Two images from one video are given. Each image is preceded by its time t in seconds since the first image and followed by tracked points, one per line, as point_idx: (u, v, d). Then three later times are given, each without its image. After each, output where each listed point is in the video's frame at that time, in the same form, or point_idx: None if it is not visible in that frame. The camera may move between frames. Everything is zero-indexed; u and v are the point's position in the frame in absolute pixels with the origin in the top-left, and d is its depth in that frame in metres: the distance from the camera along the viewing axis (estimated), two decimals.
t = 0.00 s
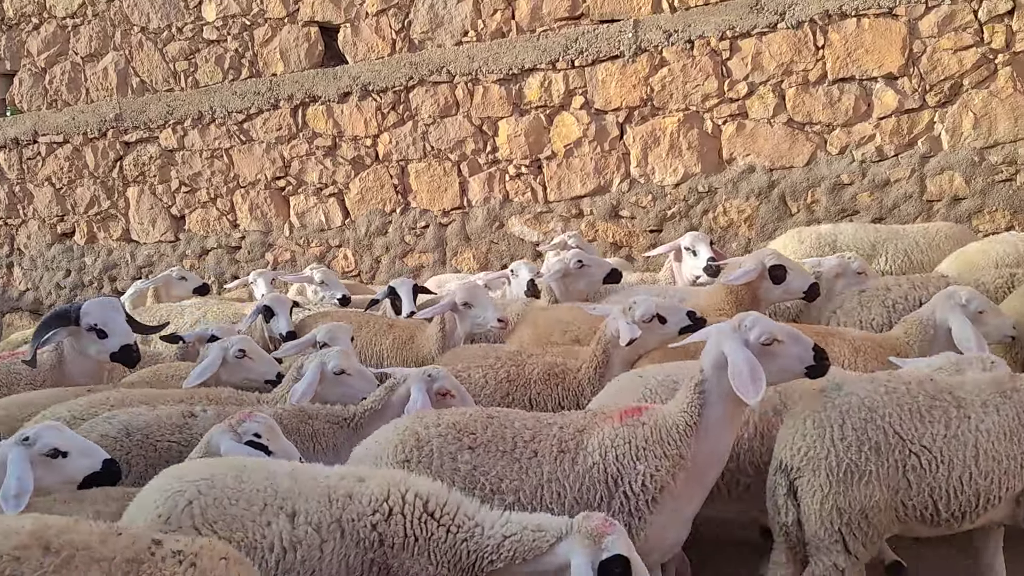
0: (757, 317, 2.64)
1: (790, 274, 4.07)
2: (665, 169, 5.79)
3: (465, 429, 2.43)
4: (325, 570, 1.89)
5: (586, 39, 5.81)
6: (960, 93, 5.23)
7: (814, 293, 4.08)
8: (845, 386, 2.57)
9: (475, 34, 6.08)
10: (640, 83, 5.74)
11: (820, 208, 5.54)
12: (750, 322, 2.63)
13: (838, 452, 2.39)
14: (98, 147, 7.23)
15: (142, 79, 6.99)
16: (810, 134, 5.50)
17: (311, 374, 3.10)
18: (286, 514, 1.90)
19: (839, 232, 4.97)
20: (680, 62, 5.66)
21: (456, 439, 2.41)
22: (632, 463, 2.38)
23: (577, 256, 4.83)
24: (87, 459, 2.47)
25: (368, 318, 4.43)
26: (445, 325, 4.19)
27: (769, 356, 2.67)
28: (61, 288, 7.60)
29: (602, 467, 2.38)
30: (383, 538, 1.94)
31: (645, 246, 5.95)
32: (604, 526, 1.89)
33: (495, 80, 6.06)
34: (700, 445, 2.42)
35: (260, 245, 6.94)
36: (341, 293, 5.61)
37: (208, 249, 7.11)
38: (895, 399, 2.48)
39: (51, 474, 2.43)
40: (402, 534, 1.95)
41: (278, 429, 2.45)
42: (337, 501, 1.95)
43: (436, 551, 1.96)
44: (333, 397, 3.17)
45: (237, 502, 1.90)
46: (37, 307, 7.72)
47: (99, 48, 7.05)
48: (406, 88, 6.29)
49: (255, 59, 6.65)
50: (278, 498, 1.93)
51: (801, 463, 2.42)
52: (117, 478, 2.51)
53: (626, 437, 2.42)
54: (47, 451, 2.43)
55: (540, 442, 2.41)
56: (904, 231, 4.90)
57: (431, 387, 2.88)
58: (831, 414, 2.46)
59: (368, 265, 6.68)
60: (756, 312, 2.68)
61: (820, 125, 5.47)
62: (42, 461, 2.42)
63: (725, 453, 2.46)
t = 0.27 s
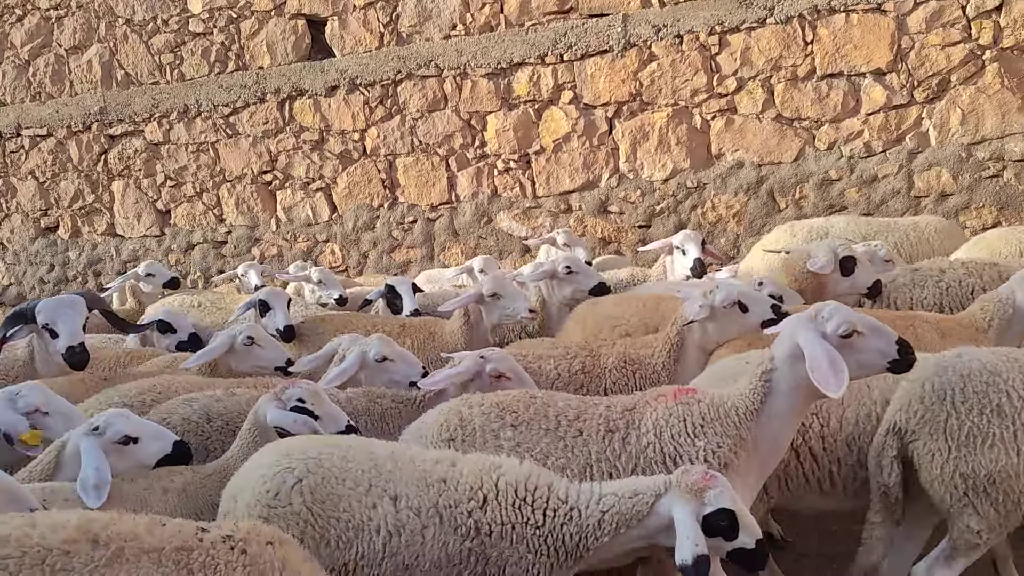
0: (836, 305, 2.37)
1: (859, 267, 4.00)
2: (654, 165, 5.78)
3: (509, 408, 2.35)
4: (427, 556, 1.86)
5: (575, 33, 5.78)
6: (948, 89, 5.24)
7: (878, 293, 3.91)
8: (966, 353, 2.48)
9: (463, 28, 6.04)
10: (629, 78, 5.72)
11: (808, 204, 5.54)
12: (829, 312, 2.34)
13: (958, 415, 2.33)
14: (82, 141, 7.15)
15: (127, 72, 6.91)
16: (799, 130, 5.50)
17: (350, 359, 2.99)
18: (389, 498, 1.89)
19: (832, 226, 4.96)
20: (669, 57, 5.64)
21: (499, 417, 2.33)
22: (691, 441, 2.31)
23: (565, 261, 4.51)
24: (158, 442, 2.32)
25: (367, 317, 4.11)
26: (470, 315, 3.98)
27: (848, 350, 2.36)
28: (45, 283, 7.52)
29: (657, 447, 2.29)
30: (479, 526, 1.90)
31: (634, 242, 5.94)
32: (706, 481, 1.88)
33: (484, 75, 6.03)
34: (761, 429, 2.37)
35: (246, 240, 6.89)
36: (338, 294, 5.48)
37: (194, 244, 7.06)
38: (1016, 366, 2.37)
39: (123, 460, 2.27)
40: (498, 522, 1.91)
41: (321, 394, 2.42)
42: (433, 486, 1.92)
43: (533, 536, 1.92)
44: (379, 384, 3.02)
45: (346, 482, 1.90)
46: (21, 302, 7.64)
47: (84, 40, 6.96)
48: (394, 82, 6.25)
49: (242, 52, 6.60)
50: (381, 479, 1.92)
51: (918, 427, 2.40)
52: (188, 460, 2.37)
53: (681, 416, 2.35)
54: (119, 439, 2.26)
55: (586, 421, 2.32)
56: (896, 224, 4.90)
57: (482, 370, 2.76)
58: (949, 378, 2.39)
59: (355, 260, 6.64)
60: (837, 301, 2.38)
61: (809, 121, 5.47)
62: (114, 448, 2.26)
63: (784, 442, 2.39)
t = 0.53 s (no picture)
0: (923, 331, 2.08)
1: (913, 244, 3.83)
2: (649, 160, 5.76)
3: (558, 399, 2.22)
4: (533, 565, 1.65)
5: (570, 28, 5.77)
6: (943, 85, 5.24)
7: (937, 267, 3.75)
8: None
9: (457, 22, 6.02)
10: (623, 73, 5.71)
11: (802, 200, 5.53)
12: (916, 337, 2.06)
13: None
14: (73, 134, 7.11)
15: (119, 65, 6.87)
16: (793, 125, 5.49)
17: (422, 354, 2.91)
18: (488, 504, 1.68)
19: (829, 220, 4.95)
20: (664, 52, 5.63)
21: (547, 408, 2.20)
22: (755, 443, 2.10)
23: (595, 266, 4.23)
24: (229, 429, 2.25)
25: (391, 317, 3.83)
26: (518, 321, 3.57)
27: (925, 381, 2.07)
28: (36, 278, 7.48)
29: (719, 444, 2.10)
30: (592, 528, 1.68)
31: (628, 238, 5.93)
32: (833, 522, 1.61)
33: (478, 69, 6.01)
34: (826, 443, 2.12)
35: (239, 235, 6.86)
36: (334, 293, 5.46)
37: (187, 238, 7.02)
38: None
39: (195, 447, 2.21)
40: (613, 522, 1.69)
41: (376, 392, 2.31)
42: (537, 490, 1.71)
43: (653, 536, 1.69)
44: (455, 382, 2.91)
45: (437, 489, 1.70)
46: (12, 297, 7.60)
47: (75, 33, 6.92)
48: (388, 76, 6.22)
49: (235, 46, 6.56)
50: (475, 484, 1.71)
51: None
52: (258, 450, 2.29)
53: (746, 414, 2.15)
54: (191, 425, 2.19)
55: (645, 415, 2.16)
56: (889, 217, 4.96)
57: (539, 347, 2.74)
58: None
59: (349, 255, 6.61)
60: (922, 326, 2.09)
61: (803, 117, 5.47)
62: (187, 434, 2.20)
63: (851, 459, 2.14)
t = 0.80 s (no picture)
0: None
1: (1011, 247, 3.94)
2: (649, 157, 5.76)
3: (625, 392, 2.32)
4: (661, 563, 1.73)
5: (570, 25, 5.76)
6: (943, 83, 5.24)
7: None
8: None
9: (458, 19, 6.02)
10: (623, 70, 5.71)
11: (802, 197, 5.54)
12: None
13: None
14: (73, 131, 7.10)
15: (119, 61, 6.87)
16: (793, 123, 5.49)
17: (509, 338, 3.05)
18: (612, 505, 1.76)
19: (831, 217, 4.94)
20: (664, 49, 5.62)
21: (614, 401, 2.29)
22: (828, 436, 2.15)
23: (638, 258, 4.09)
24: (316, 425, 2.51)
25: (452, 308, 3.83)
26: (583, 314, 3.61)
27: None
28: (36, 274, 7.49)
29: (787, 435, 2.17)
30: (730, 525, 1.75)
31: (627, 235, 5.93)
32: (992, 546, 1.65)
33: (478, 66, 6.01)
34: (916, 449, 2.17)
35: (239, 231, 6.86)
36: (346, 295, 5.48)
37: (187, 235, 7.02)
38: None
39: (286, 438, 2.48)
40: (753, 520, 1.75)
41: (457, 397, 2.36)
42: (671, 486, 1.78)
43: (794, 539, 1.74)
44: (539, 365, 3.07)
45: (552, 493, 1.78)
46: (12, 294, 7.60)
47: (75, 29, 6.91)
48: (388, 73, 6.22)
49: (235, 42, 6.56)
50: (598, 487, 1.78)
51: None
52: (342, 447, 2.55)
53: (819, 407, 2.20)
54: (281, 417, 2.47)
55: (713, 407, 2.26)
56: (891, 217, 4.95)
57: (654, 346, 2.77)
58: None
59: (349, 251, 6.62)
60: None
61: (803, 114, 5.47)
62: (278, 426, 2.47)
63: (934, 470, 2.18)
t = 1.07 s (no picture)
0: None
1: None
2: (651, 154, 5.76)
3: (723, 377, 2.51)
4: (838, 542, 1.91)
5: (572, 21, 5.75)
6: (945, 79, 5.23)
7: None
8: None
9: (460, 15, 6.02)
10: (626, 66, 5.70)
11: (804, 194, 5.53)
12: None
13: None
14: (75, 127, 7.11)
15: (121, 58, 6.87)
16: (795, 119, 5.48)
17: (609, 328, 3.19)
18: (791, 477, 1.93)
19: (837, 212, 4.93)
20: (666, 46, 5.62)
21: (712, 386, 2.48)
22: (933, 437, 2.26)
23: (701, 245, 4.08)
24: (398, 416, 2.53)
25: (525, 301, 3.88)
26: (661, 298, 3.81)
27: None
28: (38, 270, 7.50)
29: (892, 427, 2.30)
30: (904, 510, 1.91)
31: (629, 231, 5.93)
32: None
33: (480, 62, 6.01)
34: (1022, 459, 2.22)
35: (241, 227, 6.87)
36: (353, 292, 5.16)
37: (189, 231, 7.03)
38: None
39: (367, 425, 2.51)
40: (926, 505, 1.91)
41: (566, 390, 2.39)
42: (846, 463, 1.95)
43: (958, 525, 1.92)
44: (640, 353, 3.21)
45: (734, 461, 1.95)
46: (14, 290, 7.61)
47: (77, 25, 6.90)
48: (390, 69, 6.22)
49: (237, 39, 6.56)
50: (776, 458, 1.96)
51: None
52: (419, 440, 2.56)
53: (923, 412, 2.30)
54: (365, 405, 2.50)
55: (815, 396, 2.43)
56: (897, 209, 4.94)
57: (766, 329, 2.93)
58: None
59: (350, 248, 6.62)
60: None
61: (806, 111, 5.46)
62: (360, 413, 2.51)
63: None
